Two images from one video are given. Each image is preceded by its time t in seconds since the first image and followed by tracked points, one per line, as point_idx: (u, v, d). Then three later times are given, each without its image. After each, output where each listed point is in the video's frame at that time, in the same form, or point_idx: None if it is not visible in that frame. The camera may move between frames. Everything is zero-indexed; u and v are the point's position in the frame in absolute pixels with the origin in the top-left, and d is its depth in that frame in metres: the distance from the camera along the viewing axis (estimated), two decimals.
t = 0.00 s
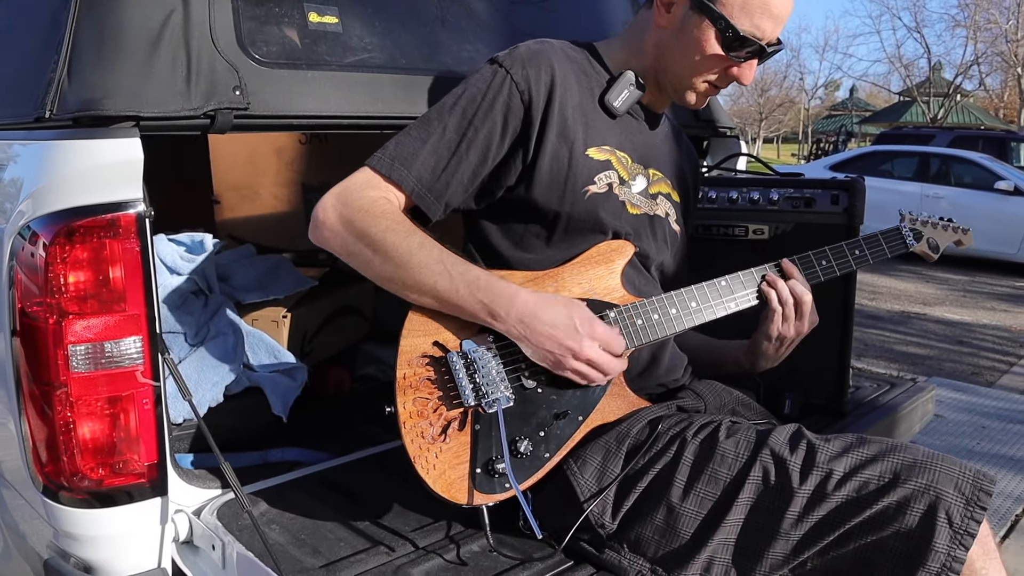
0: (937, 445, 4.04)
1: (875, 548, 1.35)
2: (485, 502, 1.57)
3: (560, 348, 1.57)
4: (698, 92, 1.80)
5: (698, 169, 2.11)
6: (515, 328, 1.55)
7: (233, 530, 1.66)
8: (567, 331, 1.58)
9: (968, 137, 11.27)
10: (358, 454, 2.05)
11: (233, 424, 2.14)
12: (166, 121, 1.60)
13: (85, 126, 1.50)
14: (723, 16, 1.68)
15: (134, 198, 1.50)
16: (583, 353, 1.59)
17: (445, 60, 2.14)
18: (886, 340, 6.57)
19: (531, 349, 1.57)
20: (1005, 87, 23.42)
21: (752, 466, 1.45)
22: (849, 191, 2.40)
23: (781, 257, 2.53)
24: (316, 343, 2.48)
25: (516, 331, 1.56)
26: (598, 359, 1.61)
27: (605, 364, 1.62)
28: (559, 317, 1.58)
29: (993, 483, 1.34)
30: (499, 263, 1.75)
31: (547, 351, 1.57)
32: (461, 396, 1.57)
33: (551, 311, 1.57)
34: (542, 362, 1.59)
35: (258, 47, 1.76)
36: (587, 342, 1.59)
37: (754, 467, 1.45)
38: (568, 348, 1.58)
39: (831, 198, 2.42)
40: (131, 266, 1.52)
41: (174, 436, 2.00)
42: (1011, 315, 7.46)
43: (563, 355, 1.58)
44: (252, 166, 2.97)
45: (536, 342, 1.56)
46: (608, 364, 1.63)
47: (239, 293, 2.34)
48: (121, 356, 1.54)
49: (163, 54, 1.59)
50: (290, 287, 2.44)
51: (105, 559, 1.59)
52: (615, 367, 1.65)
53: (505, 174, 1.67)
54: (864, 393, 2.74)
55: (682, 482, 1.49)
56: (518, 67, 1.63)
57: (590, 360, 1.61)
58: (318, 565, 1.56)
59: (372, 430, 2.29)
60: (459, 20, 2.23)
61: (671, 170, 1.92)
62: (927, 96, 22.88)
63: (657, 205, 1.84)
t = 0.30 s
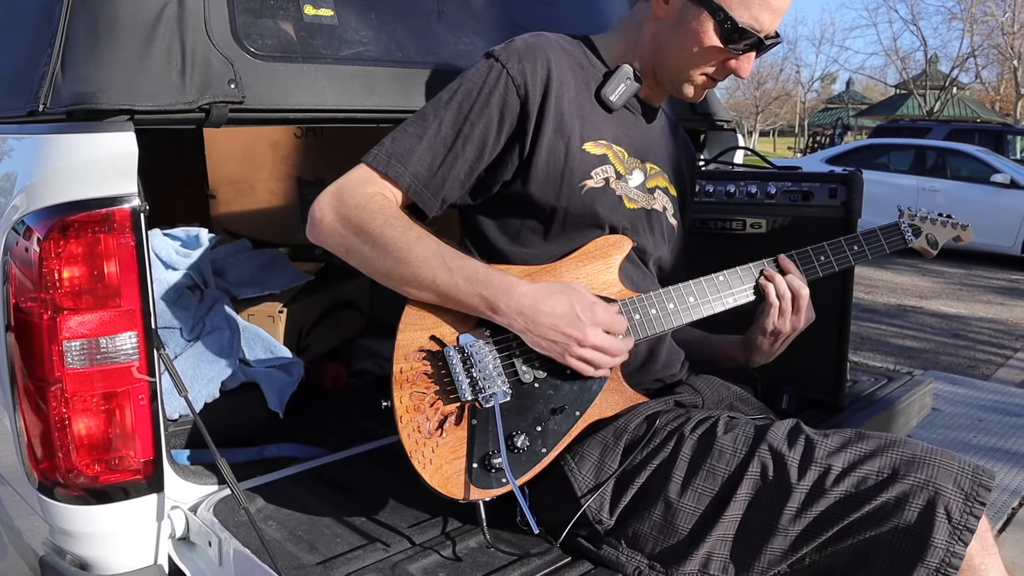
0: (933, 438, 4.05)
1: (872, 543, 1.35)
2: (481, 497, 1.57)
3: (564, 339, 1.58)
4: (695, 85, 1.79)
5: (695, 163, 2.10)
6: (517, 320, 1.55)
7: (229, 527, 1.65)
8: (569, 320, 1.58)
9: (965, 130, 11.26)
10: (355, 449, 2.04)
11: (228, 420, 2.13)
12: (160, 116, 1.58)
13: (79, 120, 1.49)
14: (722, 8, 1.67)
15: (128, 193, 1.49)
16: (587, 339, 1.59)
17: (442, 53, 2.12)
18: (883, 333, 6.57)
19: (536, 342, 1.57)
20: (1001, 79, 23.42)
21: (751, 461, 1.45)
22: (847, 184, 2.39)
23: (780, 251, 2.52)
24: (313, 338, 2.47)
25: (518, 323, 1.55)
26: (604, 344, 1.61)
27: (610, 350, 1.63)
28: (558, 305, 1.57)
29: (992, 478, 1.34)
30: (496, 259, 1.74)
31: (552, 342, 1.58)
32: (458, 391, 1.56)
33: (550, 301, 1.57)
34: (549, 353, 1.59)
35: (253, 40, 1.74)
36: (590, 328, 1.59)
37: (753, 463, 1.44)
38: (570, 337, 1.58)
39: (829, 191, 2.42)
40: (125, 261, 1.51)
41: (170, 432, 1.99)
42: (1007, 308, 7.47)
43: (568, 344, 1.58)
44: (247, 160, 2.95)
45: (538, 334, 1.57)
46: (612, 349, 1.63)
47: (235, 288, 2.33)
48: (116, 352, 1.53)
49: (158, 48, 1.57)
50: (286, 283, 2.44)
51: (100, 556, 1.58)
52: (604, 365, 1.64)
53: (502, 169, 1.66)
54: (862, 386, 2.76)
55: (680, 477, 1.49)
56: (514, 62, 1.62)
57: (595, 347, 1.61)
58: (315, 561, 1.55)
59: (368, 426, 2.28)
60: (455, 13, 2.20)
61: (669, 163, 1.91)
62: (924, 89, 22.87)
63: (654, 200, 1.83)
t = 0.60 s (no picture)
0: (927, 437, 4.05)
1: (870, 543, 1.36)
2: (479, 499, 1.56)
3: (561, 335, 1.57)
4: (695, 85, 1.80)
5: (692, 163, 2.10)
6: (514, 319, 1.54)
7: (224, 528, 1.64)
8: (566, 316, 1.56)
9: (957, 129, 11.28)
10: (352, 449, 2.04)
11: (223, 421, 2.12)
12: (154, 115, 1.57)
13: (73, 120, 1.48)
14: (721, 7, 1.67)
15: (122, 193, 1.47)
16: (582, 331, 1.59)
17: (437, 53, 2.11)
18: (877, 332, 6.58)
19: (534, 342, 1.56)
20: (993, 78, 23.50)
21: (748, 462, 1.44)
22: (842, 184, 2.39)
23: (776, 251, 2.52)
24: (307, 338, 2.46)
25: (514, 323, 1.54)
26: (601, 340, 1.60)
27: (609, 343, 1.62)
28: (554, 302, 1.56)
29: (990, 478, 1.34)
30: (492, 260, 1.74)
31: (549, 340, 1.56)
32: (455, 393, 1.56)
33: (546, 300, 1.56)
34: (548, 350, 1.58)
35: (248, 40, 1.72)
36: (587, 324, 1.58)
37: (750, 464, 1.44)
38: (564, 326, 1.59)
39: (824, 191, 2.42)
40: (120, 262, 1.49)
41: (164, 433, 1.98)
42: (1000, 306, 7.49)
43: (566, 342, 1.57)
44: (241, 160, 2.94)
45: (536, 333, 1.55)
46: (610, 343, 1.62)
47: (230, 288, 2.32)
48: (110, 353, 1.51)
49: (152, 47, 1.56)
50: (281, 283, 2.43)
51: (93, 557, 1.57)
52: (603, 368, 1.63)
53: (497, 171, 1.66)
54: (857, 384, 2.78)
55: (678, 478, 1.48)
56: (509, 63, 1.61)
57: (592, 343, 1.59)
58: (311, 563, 1.55)
59: (363, 426, 2.27)
60: (450, 12, 2.20)
61: (665, 164, 1.91)
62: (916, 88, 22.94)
63: (651, 200, 1.83)
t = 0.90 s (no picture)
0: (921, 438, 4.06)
1: (866, 546, 1.36)
2: (476, 502, 1.56)
3: (560, 332, 1.58)
4: (695, 87, 1.80)
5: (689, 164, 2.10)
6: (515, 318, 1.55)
7: (220, 530, 1.64)
8: (566, 313, 1.58)
9: (951, 131, 11.32)
10: (349, 450, 2.04)
11: (218, 421, 2.12)
12: (151, 115, 1.56)
13: (69, 119, 1.48)
14: (721, 10, 1.67)
15: (118, 193, 1.46)
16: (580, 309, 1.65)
17: (435, 54, 2.11)
18: (870, 333, 6.60)
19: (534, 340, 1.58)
20: (986, 81, 23.59)
21: (745, 464, 1.45)
22: (838, 187, 2.41)
23: (772, 253, 2.53)
24: (303, 338, 2.45)
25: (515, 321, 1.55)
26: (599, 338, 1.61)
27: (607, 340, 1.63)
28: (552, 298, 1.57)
29: (985, 481, 1.34)
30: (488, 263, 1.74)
31: (549, 337, 1.58)
32: (452, 395, 1.56)
33: (545, 295, 1.57)
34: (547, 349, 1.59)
35: (245, 40, 1.72)
36: (586, 320, 1.60)
37: (747, 466, 1.44)
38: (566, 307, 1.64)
39: (820, 194, 2.44)
40: (117, 262, 1.49)
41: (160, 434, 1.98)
42: (992, 308, 7.52)
43: (565, 339, 1.58)
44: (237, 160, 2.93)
45: (536, 331, 1.57)
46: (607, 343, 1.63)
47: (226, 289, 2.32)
48: (105, 354, 1.51)
49: (149, 47, 1.55)
50: (277, 284, 2.43)
51: (89, 558, 1.56)
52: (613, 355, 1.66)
53: (493, 174, 1.66)
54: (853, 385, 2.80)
55: (675, 480, 1.49)
56: (506, 66, 1.60)
57: (592, 339, 1.61)
58: (307, 565, 1.54)
59: (359, 428, 2.27)
60: (448, 12, 2.19)
61: (662, 166, 1.91)
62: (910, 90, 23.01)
63: (648, 202, 1.83)
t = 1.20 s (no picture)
0: (919, 441, 4.06)
1: (863, 551, 1.36)
2: (474, 506, 1.56)
3: (557, 333, 1.56)
4: (707, 86, 1.80)
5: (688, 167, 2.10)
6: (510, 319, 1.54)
7: (217, 533, 1.64)
8: (562, 312, 1.57)
9: (950, 134, 11.33)
10: (346, 454, 2.04)
11: (215, 425, 2.12)
12: (149, 117, 1.56)
13: (68, 122, 1.49)
14: (735, 10, 1.68)
15: (116, 196, 1.46)
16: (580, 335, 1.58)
17: (434, 57, 2.11)
18: (868, 336, 6.60)
19: (528, 342, 1.55)
20: (985, 84, 23.62)
21: (742, 469, 1.45)
22: (836, 191, 2.41)
23: (770, 256, 2.53)
24: (302, 341, 2.45)
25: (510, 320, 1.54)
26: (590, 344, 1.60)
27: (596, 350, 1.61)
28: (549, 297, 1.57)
29: (983, 487, 1.35)
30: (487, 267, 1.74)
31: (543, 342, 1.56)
32: (450, 398, 1.56)
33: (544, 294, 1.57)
34: (540, 355, 1.56)
35: (244, 43, 1.72)
36: (581, 323, 1.59)
37: (744, 471, 1.45)
38: (564, 331, 1.57)
39: (818, 198, 2.43)
40: (115, 265, 1.48)
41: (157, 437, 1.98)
42: (990, 311, 7.53)
43: (561, 341, 1.56)
44: (235, 162, 2.93)
45: (532, 330, 1.55)
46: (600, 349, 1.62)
47: (224, 292, 2.32)
48: (103, 357, 1.50)
49: (148, 49, 1.55)
50: (275, 287, 2.44)
51: (85, 561, 1.56)
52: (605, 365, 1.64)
53: (489, 180, 1.66)
54: (850, 390, 2.80)
55: (672, 485, 1.49)
56: (501, 71, 1.60)
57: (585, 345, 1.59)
58: (304, 569, 1.54)
59: (357, 431, 2.27)
60: (446, 15, 2.19)
61: (661, 169, 1.90)
62: (909, 93, 23.04)
63: (646, 205, 1.83)
